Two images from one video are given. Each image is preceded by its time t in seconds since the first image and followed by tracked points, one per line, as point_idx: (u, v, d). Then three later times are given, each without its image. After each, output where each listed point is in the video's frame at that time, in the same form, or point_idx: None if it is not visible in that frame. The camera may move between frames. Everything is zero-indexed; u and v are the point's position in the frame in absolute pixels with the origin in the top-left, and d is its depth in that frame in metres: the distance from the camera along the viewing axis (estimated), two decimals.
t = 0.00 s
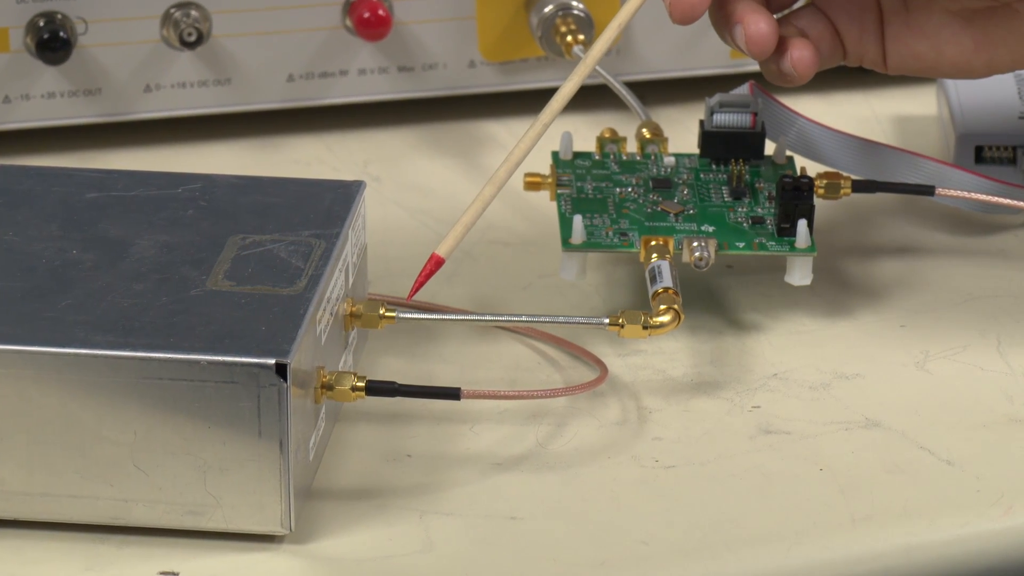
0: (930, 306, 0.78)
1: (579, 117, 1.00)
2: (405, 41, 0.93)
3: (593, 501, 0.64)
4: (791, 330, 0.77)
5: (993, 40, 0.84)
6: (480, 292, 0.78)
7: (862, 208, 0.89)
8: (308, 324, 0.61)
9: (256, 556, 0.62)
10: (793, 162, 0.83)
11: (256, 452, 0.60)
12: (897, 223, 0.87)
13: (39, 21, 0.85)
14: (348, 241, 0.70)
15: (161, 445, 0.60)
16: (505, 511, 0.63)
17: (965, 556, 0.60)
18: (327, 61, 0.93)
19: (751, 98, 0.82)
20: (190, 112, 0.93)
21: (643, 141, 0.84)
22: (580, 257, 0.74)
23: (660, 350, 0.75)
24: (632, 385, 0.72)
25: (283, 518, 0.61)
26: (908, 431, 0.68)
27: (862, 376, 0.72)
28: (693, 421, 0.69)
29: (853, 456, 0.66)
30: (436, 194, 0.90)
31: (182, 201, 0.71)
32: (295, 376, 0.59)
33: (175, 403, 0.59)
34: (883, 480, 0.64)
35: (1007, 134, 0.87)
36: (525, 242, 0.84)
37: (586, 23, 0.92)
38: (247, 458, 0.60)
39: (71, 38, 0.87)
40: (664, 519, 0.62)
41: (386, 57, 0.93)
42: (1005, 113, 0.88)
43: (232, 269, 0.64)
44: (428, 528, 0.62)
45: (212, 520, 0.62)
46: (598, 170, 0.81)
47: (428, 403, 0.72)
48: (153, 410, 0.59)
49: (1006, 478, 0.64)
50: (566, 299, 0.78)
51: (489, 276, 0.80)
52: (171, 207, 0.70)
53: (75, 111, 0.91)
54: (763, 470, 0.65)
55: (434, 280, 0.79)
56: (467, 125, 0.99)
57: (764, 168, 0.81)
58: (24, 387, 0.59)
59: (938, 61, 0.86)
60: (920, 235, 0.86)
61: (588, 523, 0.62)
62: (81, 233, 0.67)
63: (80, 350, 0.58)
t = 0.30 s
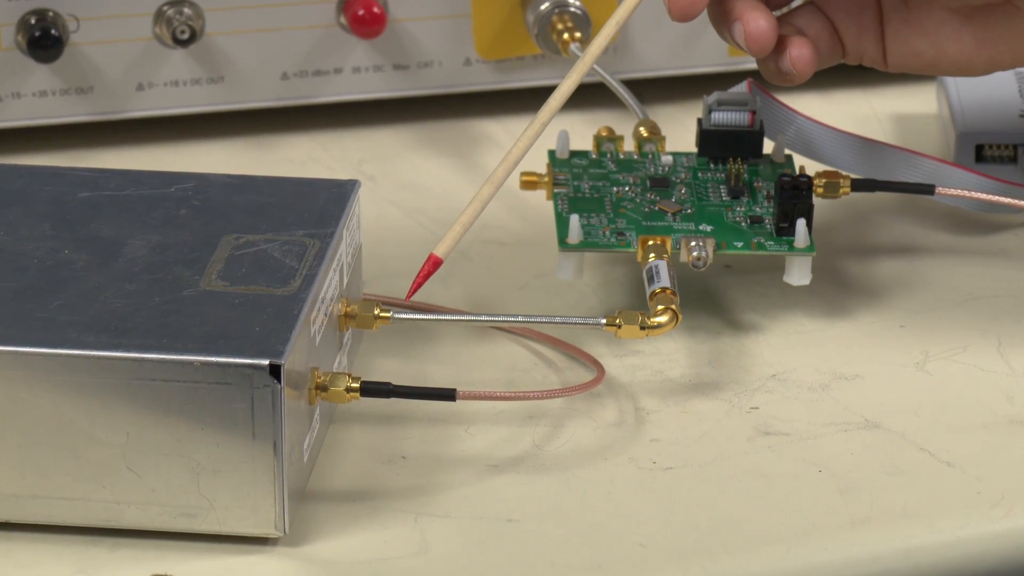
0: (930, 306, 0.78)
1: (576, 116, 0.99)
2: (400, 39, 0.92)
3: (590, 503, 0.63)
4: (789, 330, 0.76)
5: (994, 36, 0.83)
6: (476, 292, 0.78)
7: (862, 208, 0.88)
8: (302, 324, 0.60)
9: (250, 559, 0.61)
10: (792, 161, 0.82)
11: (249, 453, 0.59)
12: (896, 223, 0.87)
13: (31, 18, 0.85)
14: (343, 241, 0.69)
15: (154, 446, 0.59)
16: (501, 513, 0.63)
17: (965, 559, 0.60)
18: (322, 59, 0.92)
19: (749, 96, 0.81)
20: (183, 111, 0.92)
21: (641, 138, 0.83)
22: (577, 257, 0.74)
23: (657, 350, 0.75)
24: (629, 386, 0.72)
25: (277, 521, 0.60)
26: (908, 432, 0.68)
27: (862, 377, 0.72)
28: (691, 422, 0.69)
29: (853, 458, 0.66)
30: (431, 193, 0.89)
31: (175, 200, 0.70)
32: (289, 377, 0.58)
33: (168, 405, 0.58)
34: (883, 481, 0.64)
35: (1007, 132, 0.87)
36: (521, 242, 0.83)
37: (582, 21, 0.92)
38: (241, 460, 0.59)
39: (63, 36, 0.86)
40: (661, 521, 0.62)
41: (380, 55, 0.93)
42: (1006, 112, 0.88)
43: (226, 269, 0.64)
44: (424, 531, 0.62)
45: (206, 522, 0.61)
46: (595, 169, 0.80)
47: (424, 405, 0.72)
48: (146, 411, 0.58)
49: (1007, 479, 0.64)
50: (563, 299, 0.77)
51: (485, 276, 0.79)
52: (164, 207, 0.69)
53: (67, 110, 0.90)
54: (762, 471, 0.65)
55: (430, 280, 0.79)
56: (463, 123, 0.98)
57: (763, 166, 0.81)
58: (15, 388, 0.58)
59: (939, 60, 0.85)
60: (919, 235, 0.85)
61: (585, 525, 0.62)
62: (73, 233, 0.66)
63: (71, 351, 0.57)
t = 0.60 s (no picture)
0: (932, 306, 0.77)
1: (574, 114, 0.99)
2: (397, 36, 0.92)
3: (589, 505, 0.63)
4: (790, 330, 0.75)
5: (997, 35, 0.82)
6: (474, 292, 0.77)
7: (862, 206, 0.88)
8: (299, 325, 0.60)
9: (246, 562, 0.60)
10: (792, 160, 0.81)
11: (245, 455, 0.58)
12: (897, 222, 0.86)
13: (25, 16, 0.84)
14: (340, 240, 0.69)
15: (149, 448, 0.59)
16: (499, 515, 0.62)
17: (967, 562, 0.59)
18: (318, 57, 0.91)
19: (750, 94, 0.81)
20: (178, 109, 0.91)
21: (641, 137, 0.82)
22: (576, 257, 0.73)
23: (657, 351, 0.74)
24: (629, 387, 0.71)
25: (273, 523, 0.60)
26: (911, 434, 0.67)
27: (864, 378, 0.71)
28: (691, 423, 0.68)
29: (854, 459, 0.65)
30: (429, 192, 0.88)
31: (170, 199, 0.69)
32: (286, 378, 0.58)
33: (163, 406, 0.57)
34: (885, 483, 0.63)
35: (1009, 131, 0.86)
36: (520, 241, 0.83)
37: (581, 18, 0.91)
38: (237, 461, 0.58)
39: (57, 33, 0.85)
40: (661, 523, 0.61)
41: (377, 53, 0.92)
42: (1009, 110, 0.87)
43: (221, 269, 0.63)
44: (422, 533, 0.61)
45: (201, 525, 0.60)
46: (594, 168, 0.80)
47: (421, 406, 0.71)
48: (141, 413, 0.58)
49: (1010, 481, 0.63)
50: (562, 299, 0.77)
51: (484, 275, 0.79)
52: (159, 206, 0.69)
53: (62, 108, 0.89)
54: (763, 473, 0.64)
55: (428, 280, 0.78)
56: (460, 122, 0.97)
57: (764, 165, 0.80)
58: (8, 389, 0.57)
59: (941, 59, 0.85)
60: (921, 234, 0.85)
61: (584, 527, 0.61)
62: (67, 232, 0.66)
63: (65, 351, 0.56)
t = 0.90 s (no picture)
0: (934, 306, 0.77)
1: (572, 112, 0.98)
2: (393, 33, 0.91)
3: (589, 507, 0.62)
4: (790, 330, 0.75)
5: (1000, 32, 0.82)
6: (471, 292, 0.76)
7: (863, 205, 0.87)
8: (294, 325, 0.59)
9: (241, 564, 0.60)
10: (793, 158, 0.81)
11: (240, 456, 0.58)
12: (898, 221, 0.85)
13: (17, 13, 0.83)
14: (336, 240, 0.68)
15: (143, 449, 0.58)
16: (496, 517, 0.61)
17: (968, 563, 0.59)
18: (314, 55, 0.91)
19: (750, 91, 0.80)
20: (173, 107, 0.91)
21: (640, 136, 0.81)
22: (574, 256, 0.72)
23: (656, 351, 0.73)
24: (628, 388, 0.70)
25: (269, 525, 0.59)
26: (912, 435, 0.66)
27: (865, 379, 0.71)
28: (690, 424, 0.67)
29: (856, 461, 0.64)
30: (426, 191, 0.88)
31: (165, 198, 0.69)
32: (282, 379, 0.57)
33: (157, 407, 0.57)
34: (886, 485, 0.63)
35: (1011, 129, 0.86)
36: (518, 241, 0.82)
37: (579, 15, 0.90)
38: (232, 462, 0.58)
39: (51, 31, 0.84)
40: (661, 525, 0.60)
41: (374, 50, 0.91)
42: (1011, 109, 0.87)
43: (216, 268, 0.62)
44: (419, 535, 0.61)
45: (197, 527, 0.60)
46: (592, 166, 0.79)
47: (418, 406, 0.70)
48: (135, 414, 0.57)
49: (1012, 482, 0.63)
50: (560, 299, 0.76)
51: (481, 275, 0.78)
52: (154, 205, 0.68)
53: (56, 106, 0.89)
54: (763, 475, 0.64)
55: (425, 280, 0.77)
56: (458, 120, 0.97)
57: (764, 164, 0.80)
58: None
59: (943, 56, 0.84)
60: (921, 234, 0.84)
61: (583, 529, 0.60)
62: (60, 231, 0.65)
63: (58, 352, 0.56)
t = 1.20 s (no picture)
0: (935, 306, 0.76)
1: (571, 111, 0.97)
2: (390, 31, 0.90)
3: (588, 510, 0.61)
4: (791, 331, 0.74)
5: (1002, 26, 0.81)
6: (470, 292, 0.76)
7: (865, 204, 0.87)
8: (291, 325, 0.58)
9: (237, 567, 0.59)
10: (794, 157, 0.80)
11: (236, 458, 0.57)
12: (899, 220, 0.85)
13: (11, 10, 0.82)
14: (333, 239, 0.67)
15: (138, 451, 0.57)
16: (494, 519, 0.61)
17: (971, 566, 0.58)
18: (310, 52, 0.90)
19: (750, 89, 0.79)
20: (168, 105, 0.90)
21: (640, 134, 0.81)
22: (573, 256, 0.72)
23: (656, 352, 0.73)
24: (627, 389, 0.70)
25: (264, 527, 0.58)
26: (913, 436, 0.66)
27: (866, 379, 0.70)
28: (690, 425, 0.67)
29: (857, 462, 0.64)
30: (423, 190, 0.87)
31: (160, 197, 0.68)
32: (278, 380, 0.56)
33: (152, 408, 0.56)
34: (888, 486, 0.62)
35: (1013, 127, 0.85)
36: (516, 240, 0.81)
37: (579, 13, 0.90)
38: (228, 464, 0.57)
39: (44, 28, 0.83)
40: (660, 527, 0.60)
41: (371, 48, 0.91)
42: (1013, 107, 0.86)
43: (212, 268, 0.62)
44: (416, 537, 0.60)
45: (192, 529, 0.59)
46: (592, 165, 0.79)
47: (415, 408, 0.70)
48: (130, 415, 0.56)
49: (1015, 484, 0.62)
50: (559, 299, 0.75)
51: (479, 275, 0.77)
52: (149, 204, 0.67)
53: (50, 104, 0.88)
54: (763, 476, 0.63)
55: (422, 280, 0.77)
56: (456, 118, 0.96)
57: (765, 162, 0.79)
58: None
59: (945, 54, 0.84)
60: (923, 233, 0.83)
61: (581, 532, 0.60)
62: (54, 231, 0.64)
63: (52, 353, 0.55)
